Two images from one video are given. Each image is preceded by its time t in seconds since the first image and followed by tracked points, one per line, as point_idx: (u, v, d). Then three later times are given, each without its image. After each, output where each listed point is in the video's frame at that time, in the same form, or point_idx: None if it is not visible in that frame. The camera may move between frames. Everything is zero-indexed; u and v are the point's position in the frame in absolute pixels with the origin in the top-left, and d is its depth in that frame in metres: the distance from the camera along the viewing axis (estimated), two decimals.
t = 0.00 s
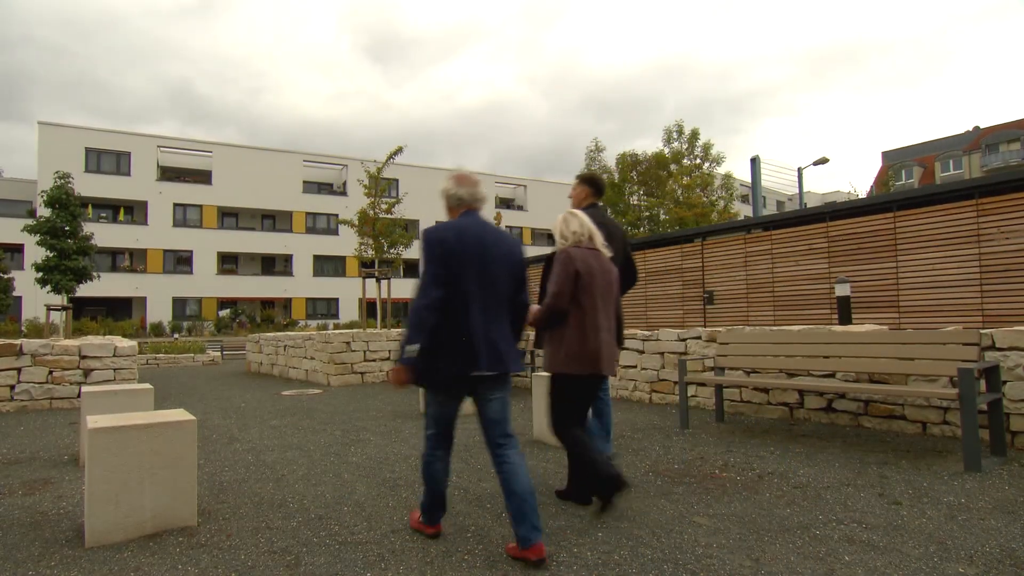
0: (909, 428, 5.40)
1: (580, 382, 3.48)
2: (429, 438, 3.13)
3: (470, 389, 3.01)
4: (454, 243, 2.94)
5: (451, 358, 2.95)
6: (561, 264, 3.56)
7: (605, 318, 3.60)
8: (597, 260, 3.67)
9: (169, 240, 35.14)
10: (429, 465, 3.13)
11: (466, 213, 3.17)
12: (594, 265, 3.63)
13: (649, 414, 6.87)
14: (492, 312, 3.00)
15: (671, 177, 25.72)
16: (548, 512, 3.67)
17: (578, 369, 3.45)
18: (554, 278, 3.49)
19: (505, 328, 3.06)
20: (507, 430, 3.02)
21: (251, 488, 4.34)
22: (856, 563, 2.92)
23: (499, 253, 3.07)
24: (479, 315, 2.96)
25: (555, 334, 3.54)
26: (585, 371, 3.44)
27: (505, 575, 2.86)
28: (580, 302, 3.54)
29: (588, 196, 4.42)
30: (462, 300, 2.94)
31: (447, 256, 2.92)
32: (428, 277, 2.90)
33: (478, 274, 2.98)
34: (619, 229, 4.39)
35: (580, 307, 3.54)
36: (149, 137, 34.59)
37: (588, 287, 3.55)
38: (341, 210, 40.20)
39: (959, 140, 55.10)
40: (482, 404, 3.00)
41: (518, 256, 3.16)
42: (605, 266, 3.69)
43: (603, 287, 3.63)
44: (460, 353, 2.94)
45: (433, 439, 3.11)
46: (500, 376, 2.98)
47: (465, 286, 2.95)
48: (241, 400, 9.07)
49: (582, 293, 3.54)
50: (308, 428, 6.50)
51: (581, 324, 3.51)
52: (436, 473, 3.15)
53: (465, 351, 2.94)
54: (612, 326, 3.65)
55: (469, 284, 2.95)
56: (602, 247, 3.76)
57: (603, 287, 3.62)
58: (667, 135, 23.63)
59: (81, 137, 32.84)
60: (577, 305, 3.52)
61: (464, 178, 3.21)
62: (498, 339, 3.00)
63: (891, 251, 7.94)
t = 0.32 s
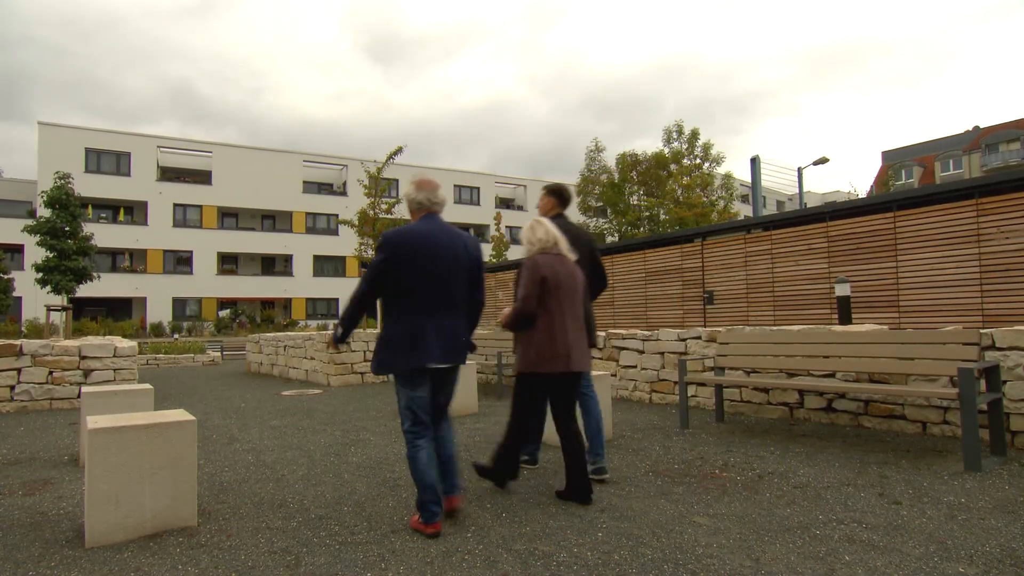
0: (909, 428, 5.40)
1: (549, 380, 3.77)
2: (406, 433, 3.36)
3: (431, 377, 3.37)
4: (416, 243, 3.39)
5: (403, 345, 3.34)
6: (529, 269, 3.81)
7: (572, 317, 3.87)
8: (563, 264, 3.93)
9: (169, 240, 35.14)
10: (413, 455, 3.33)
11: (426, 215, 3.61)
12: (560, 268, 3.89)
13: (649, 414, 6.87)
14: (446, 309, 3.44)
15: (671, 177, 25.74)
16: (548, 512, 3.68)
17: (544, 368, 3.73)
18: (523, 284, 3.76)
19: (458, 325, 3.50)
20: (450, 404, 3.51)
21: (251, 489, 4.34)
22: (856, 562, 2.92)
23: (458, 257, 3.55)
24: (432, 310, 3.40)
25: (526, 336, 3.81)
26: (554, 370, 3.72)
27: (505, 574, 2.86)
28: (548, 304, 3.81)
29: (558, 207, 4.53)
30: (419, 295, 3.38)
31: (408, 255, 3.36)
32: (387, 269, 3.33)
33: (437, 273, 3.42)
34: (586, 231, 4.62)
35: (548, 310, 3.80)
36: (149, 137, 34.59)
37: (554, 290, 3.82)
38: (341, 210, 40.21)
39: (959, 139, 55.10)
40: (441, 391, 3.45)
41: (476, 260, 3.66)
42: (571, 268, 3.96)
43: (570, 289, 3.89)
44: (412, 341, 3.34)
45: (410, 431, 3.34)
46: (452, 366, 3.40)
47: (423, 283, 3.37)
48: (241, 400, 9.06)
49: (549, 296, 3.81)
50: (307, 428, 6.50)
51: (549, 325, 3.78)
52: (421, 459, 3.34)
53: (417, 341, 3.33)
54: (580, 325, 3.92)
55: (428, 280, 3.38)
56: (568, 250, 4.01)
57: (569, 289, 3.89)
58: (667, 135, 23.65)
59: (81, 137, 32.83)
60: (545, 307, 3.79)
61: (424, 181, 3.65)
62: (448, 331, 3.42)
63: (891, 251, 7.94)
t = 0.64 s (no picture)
0: (909, 428, 5.40)
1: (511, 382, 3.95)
2: (390, 428, 3.49)
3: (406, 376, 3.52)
4: (397, 250, 3.54)
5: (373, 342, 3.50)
6: (479, 280, 3.87)
7: (527, 319, 4.00)
8: (514, 269, 3.98)
9: (169, 240, 35.14)
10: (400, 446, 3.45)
11: (405, 230, 3.73)
12: (510, 274, 3.95)
13: (649, 414, 6.87)
14: (419, 316, 3.58)
15: (670, 177, 25.74)
16: (548, 512, 3.67)
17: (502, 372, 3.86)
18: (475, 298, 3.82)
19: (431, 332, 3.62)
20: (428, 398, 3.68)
21: (251, 488, 4.34)
22: (856, 562, 2.92)
23: (437, 268, 3.67)
24: (405, 314, 3.52)
25: (485, 344, 3.92)
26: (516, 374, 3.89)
27: (505, 574, 2.86)
28: (503, 311, 3.91)
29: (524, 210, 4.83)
30: (393, 298, 3.53)
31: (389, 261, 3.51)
32: (366, 271, 3.51)
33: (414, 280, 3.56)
34: (550, 228, 4.86)
35: (502, 316, 3.90)
36: (149, 137, 34.59)
37: (507, 297, 3.91)
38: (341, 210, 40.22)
39: (959, 139, 55.09)
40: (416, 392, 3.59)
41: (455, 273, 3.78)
42: (522, 271, 4.02)
43: (521, 292, 3.98)
44: (383, 340, 3.49)
45: (394, 425, 3.48)
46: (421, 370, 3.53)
47: (398, 287, 3.52)
48: (241, 400, 9.07)
49: (501, 301, 3.90)
50: (307, 428, 6.50)
51: (506, 332, 3.89)
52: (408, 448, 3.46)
53: (387, 341, 3.47)
54: (534, 325, 4.06)
55: (403, 286, 3.52)
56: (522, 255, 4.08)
57: (521, 293, 3.98)
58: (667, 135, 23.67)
59: (81, 137, 32.84)
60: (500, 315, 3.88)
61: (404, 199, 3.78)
62: (419, 337, 3.54)
63: (891, 251, 7.94)
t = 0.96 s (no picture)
0: (909, 428, 5.40)
1: (478, 375, 4.19)
2: (346, 409, 3.94)
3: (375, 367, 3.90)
4: (375, 251, 3.90)
5: (348, 333, 3.88)
6: (453, 279, 4.24)
7: (494, 317, 4.32)
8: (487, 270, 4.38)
9: (169, 239, 35.13)
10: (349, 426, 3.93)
11: (381, 230, 4.07)
12: (482, 273, 4.35)
13: (649, 413, 6.88)
14: (393, 311, 3.92)
15: (671, 177, 25.75)
16: (549, 512, 3.67)
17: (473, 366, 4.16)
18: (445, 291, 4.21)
19: (404, 326, 3.96)
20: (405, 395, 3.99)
21: (251, 488, 4.33)
22: (856, 562, 2.92)
23: (413, 269, 4.02)
24: (380, 309, 3.89)
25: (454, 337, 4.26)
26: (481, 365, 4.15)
27: (505, 574, 2.86)
28: (473, 307, 4.26)
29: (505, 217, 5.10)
30: (369, 293, 3.90)
31: (367, 260, 3.88)
32: (347, 269, 3.90)
33: (390, 278, 3.92)
34: (533, 238, 5.16)
35: (473, 313, 4.25)
36: (149, 137, 34.59)
37: (477, 293, 4.27)
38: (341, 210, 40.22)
39: (959, 139, 55.11)
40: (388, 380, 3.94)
41: (431, 273, 4.12)
42: (496, 272, 4.39)
43: (492, 291, 4.34)
44: (358, 331, 3.86)
45: (348, 407, 3.92)
46: (390, 361, 3.89)
47: (375, 284, 3.89)
48: (241, 400, 9.06)
49: (472, 300, 4.24)
50: (307, 429, 6.51)
51: (474, 325, 4.22)
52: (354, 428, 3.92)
53: (362, 332, 3.84)
54: (502, 324, 4.39)
55: (379, 283, 3.89)
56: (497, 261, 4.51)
57: (493, 292, 4.33)
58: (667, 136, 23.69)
59: (81, 137, 32.84)
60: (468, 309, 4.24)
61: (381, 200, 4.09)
62: (391, 330, 3.89)
63: (891, 251, 7.94)
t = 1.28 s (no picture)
0: (909, 429, 5.40)
1: (455, 372, 4.34)
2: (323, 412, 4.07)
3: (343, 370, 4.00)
4: (340, 261, 3.99)
5: (319, 338, 4.03)
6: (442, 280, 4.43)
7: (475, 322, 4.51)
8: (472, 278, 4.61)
9: (169, 239, 35.12)
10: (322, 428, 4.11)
11: (350, 240, 4.14)
12: (468, 281, 4.56)
13: (649, 414, 6.88)
14: (356, 317, 4.00)
15: (671, 177, 25.76)
16: (548, 512, 3.67)
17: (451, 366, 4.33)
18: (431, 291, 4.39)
19: (368, 332, 4.02)
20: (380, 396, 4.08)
21: (251, 488, 4.33)
22: (856, 563, 2.92)
23: (378, 276, 4.05)
24: (343, 315, 3.98)
25: (435, 336, 4.40)
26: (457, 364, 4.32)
27: (505, 575, 2.86)
28: (456, 309, 4.45)
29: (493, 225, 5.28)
30: (334, 299, 4.00)
31: (333, 269, 3.99)
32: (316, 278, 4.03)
33: (354, 286, 4.00)
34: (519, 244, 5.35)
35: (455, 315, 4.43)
36: (149, 137, 34.59)
37: (461, 298, 4.47)
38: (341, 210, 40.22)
39: (959, 140, 55.10)
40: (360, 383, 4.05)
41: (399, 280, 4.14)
42: (479, 283, 4.62)
43: (475, 298, 4.55)
44: (326, 338, 4.00)
45: (325, 410, 4.05)
46: (354, 365, 3.97)
47: (339, 291, 3.99)
48: (241, 400, 9.06)
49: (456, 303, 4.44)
50: (306, 428, 6.50)
51: (454, 326, 4.40)
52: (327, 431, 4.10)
53: (329, 338, 3.96)
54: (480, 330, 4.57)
55: (343, 291, 3.99)
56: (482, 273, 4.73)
57: (475, 300, 4.53)
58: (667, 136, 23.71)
59: (81, 137, 32.82)
60: (452, 310, 4.40)
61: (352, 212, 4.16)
62: (353, 336, 3.97)
63: (891, 252, 7.94)
